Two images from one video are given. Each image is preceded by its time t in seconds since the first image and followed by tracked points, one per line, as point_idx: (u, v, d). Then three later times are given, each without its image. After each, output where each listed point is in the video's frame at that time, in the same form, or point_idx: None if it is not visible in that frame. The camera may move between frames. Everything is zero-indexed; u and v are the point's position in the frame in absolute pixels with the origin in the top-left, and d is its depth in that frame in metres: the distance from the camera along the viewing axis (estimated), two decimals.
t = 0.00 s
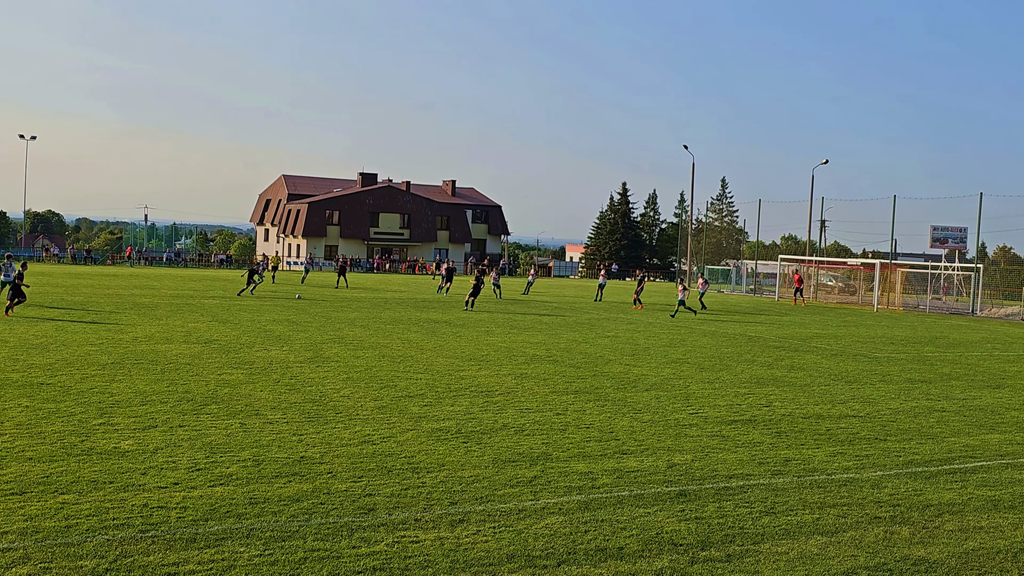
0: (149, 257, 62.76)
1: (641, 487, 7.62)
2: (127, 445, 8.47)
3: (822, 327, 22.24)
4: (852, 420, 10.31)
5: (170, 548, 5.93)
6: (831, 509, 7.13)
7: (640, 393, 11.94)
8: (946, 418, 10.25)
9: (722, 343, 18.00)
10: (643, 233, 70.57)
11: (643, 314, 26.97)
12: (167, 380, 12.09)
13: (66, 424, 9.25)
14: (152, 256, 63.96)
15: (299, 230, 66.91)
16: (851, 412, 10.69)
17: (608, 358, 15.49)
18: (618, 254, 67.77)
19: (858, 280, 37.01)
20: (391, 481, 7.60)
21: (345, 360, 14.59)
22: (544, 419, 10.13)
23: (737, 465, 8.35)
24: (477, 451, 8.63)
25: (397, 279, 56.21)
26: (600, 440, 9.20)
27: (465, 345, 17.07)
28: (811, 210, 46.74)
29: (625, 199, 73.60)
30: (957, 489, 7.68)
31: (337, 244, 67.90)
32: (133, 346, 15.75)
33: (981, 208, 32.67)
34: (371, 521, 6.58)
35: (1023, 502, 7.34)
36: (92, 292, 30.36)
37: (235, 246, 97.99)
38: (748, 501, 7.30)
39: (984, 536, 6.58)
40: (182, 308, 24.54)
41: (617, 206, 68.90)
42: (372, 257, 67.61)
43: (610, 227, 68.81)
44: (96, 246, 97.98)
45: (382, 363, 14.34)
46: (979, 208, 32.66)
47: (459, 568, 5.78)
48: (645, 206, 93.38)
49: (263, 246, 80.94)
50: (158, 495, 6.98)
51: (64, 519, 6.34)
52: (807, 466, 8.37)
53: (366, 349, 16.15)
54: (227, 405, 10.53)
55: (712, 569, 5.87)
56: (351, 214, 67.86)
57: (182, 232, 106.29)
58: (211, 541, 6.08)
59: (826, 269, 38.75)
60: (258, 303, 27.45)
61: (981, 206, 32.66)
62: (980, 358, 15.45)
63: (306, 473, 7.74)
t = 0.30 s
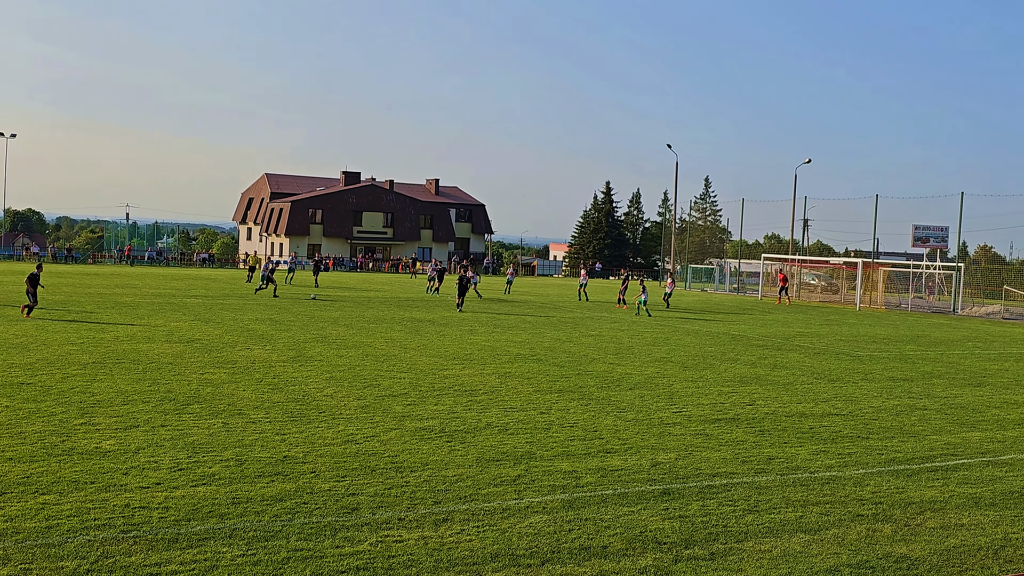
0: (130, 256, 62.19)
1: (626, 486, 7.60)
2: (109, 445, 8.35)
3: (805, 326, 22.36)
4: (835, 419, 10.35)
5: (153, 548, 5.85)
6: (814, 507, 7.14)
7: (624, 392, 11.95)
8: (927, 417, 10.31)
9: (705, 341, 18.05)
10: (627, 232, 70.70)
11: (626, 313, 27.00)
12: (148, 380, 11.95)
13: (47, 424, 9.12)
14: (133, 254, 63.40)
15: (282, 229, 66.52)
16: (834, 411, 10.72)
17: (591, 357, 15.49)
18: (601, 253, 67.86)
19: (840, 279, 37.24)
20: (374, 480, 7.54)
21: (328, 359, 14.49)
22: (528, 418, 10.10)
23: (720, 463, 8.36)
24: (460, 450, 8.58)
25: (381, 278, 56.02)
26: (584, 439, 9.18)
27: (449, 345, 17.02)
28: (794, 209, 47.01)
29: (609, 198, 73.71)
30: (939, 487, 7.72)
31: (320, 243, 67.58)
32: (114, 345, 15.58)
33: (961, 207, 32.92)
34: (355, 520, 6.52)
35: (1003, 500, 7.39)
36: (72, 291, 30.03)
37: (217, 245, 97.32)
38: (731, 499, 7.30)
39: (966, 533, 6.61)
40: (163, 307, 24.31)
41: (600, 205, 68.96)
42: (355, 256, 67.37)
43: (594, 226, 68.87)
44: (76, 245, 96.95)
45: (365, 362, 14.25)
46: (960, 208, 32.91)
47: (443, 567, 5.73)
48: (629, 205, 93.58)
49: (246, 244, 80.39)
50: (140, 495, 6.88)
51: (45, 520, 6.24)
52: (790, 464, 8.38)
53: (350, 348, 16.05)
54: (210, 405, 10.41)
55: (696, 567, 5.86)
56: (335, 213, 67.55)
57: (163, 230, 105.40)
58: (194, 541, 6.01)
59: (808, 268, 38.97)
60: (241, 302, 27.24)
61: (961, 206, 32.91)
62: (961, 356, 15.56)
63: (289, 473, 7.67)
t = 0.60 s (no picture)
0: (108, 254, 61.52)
1: (606, 483, 7.60)
2: (87, 445, 8.22)
3: (785, 323, 22.52)
4: (814, 415, 10.40)
5: (132, 548, 5.77)
6: (794, 503, 7.17)
7: (605, 389, 11.96)
8: (906, 413, 10.40)
9: (685, 339, 18.11)
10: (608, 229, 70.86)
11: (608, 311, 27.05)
12: (127, 379, 11.81)
13: (24, 424, 8.97)
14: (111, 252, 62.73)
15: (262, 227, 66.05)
16: (813, 408, 10.78)
17: (572, 354, 15.49)
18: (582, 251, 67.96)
19: (819, 276, 37.51)
20: (354, 478, 7.49)
21: (308, 358, 14.38)
22: (510, 416, 10.08)
23: (701, 460, 8.37)
24: (441, 448, 8.54)
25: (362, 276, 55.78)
26: (565, 436, 9.17)
27: (430, 342, 16.98)
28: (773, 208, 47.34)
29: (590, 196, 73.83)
30: (917, 483, 7.78)
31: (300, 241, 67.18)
32: (91, 343, 15.38)
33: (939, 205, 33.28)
34: (336, 519, 6.47)
35: (980, 495, 7.45)
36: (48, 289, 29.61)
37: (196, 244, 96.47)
38: (711, 495, 7.31)
39: (943, 528, 6.66)
40: (141, 305, 24.04)
41: (581, 203, 69.04)
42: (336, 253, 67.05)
43: (575, 224, 68.96)
44: (52, 243, 95.81)
45: (346, 361, 14.15)
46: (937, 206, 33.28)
47: (424, 565, 5.69)
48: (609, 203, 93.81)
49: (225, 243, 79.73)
50: (119, 495, 6.78)
51: (22, 520, 6.14)
52: (770, 461, 8.41)
53: (330, 346, 15.96)
54: (190, 404, 10.29)
55: (677, 564, 5.86)
56: (315, 210, 67.17)
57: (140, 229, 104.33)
58: (174, 541, 5.92)
59: (788, 265, 39.22)
60: (220, 300, 27.01)
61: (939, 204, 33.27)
62: (938, 353, 15.73)
63: (270, 471, 7.60)
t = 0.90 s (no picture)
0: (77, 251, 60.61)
1: (581, 479, 7.57)
2: (58, 444, 8.06)
3: (758, 319, 22.69)
4: (787, 410, 10.46)
5: (105, 547, 5.65)
6: (768, 498, 7.19)
7: (580, 385, 11.96)
8: (877, 408, 10.48)
9: (659, 335, 18.17)
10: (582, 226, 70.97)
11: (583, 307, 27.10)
12: (99, 377, 11.61)
13: None
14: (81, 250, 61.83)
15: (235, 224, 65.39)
16: (786, 403, 10.84)
17: (547, 350, 15.48)
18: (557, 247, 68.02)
19: (792, 272, 37.83)
20: (329, 476, 7.40)
21: (281, 355, 14.21)
22: (485, 413, 10.03)
23: (675, 456, 8.38)
24: (416, 446, 8.46)
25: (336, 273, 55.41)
26: (539, 433, 9.13)
27: (404, 339, 16.88)
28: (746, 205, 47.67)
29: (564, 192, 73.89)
30: (889, 477, 7.84)
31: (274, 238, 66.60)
32: (61, 342, 15.11)
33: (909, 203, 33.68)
34: (311, 517, 6.38)
35: (951, 489, 7.52)
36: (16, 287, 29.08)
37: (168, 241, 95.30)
38: (686, 491, 7.31)
39: (915, 522, 6.71)
40: (112, 303, 23.68)
41: (555, 199, 69.03)
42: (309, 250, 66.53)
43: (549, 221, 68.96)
44: (19, 239, 94.23)
45: (320, 358, 14.01)
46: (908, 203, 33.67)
47: (399, 563, 5.63)
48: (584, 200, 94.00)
49: (197, 240, 78.80)
50: (91, 495, 6.64)
51: None
52: (743, 456, 8.44)
53: (305, 344, 15.79)
54: (162, 403, 10.13)
55: (652, 559, 5.84)
56: (288, 207, 66.61)
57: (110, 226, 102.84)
58: (146, 540, 5.80)
59: (761, 261, 39.50)
60: (193, 298, 26.66)
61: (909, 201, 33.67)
62: (909, 348, 15.91)
63: (243, 469, 7.48)
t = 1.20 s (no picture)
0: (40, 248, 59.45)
1: (552, 475, 7.53)
2: (22, 443, 7.85)
3: (728, 315, 22.83)
4: (757, 406, 10.51)
5: (70, 548, 5.49)
6: (737, 493, 7.21)
7: (551, 382, 11.92)
8: (845, 403, 10.57)
9: (630, 331, 18.19)
10: (552, 223, 71.02)
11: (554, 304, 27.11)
12: (64, 376, 11.35)
13: None
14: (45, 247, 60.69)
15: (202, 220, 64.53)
16: (756, 398, 10.89)
17: (518, 347, 15.42)
18: (527, 244, 67.98)
19: (761, 268, 38.17)
20: (298, 474, 7.28)
21: (249, 353, 14.00)
22: (455, 410, 9.95)
23: (645, 452, 8.37)
24: (386, 443, 8.36)
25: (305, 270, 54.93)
26: (510, 430, 9.07)
27: (374, 337, 16.71)
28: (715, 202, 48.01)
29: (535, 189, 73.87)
30: (857, 471, 7.90)
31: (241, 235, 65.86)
32: (23, 340, 14.74)
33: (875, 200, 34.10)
34: (280, 516, 6.27)
35: (917, 483, 7.60)
36: None
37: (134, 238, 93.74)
38: (656, 486, 7.30)
39: (883, 516, 6.76)
40: (76, 301, 23.21)
41: (526, 196, 68.96)
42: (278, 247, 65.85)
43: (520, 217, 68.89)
44: None
45: (289, 356, 13.83)
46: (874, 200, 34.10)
47: (371, 561, 5.54)
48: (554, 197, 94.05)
49: (163, 236, 77.64)
50: (57, 494, 6.46)
51: None
52: (714, 452, 8.45)
53: (273, 341, 15.58)
54: (128, 401, 9.92)
55: (623, 555, 5.82)
56: (256, 203, 65.88)
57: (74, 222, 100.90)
58: (112, 540, 5.65)
59: (730, 258, 39.79)
60: (159, 295, 26.24)
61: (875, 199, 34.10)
62: (876, 344, 16.09)
63: (212, 468, 7.34)
